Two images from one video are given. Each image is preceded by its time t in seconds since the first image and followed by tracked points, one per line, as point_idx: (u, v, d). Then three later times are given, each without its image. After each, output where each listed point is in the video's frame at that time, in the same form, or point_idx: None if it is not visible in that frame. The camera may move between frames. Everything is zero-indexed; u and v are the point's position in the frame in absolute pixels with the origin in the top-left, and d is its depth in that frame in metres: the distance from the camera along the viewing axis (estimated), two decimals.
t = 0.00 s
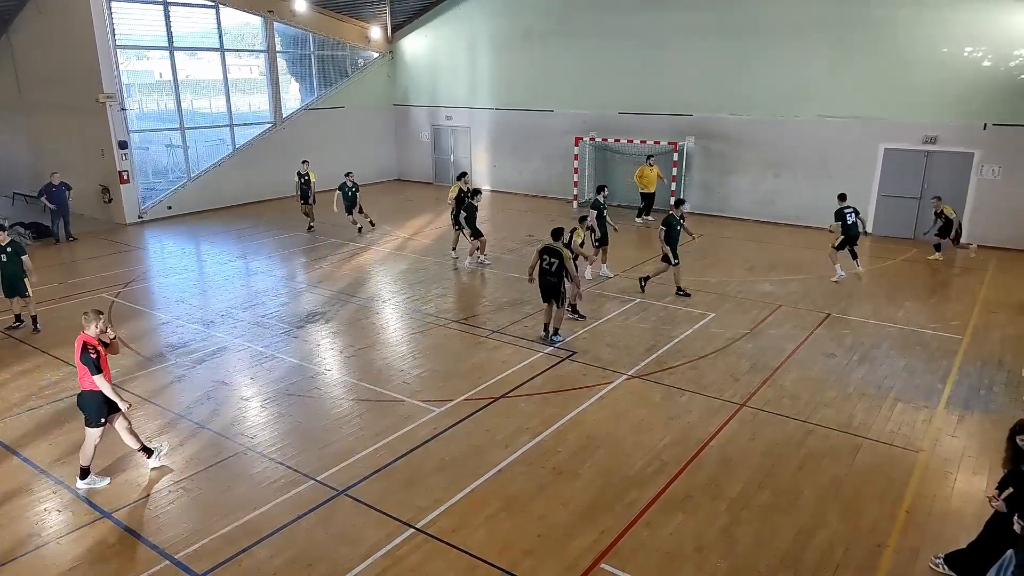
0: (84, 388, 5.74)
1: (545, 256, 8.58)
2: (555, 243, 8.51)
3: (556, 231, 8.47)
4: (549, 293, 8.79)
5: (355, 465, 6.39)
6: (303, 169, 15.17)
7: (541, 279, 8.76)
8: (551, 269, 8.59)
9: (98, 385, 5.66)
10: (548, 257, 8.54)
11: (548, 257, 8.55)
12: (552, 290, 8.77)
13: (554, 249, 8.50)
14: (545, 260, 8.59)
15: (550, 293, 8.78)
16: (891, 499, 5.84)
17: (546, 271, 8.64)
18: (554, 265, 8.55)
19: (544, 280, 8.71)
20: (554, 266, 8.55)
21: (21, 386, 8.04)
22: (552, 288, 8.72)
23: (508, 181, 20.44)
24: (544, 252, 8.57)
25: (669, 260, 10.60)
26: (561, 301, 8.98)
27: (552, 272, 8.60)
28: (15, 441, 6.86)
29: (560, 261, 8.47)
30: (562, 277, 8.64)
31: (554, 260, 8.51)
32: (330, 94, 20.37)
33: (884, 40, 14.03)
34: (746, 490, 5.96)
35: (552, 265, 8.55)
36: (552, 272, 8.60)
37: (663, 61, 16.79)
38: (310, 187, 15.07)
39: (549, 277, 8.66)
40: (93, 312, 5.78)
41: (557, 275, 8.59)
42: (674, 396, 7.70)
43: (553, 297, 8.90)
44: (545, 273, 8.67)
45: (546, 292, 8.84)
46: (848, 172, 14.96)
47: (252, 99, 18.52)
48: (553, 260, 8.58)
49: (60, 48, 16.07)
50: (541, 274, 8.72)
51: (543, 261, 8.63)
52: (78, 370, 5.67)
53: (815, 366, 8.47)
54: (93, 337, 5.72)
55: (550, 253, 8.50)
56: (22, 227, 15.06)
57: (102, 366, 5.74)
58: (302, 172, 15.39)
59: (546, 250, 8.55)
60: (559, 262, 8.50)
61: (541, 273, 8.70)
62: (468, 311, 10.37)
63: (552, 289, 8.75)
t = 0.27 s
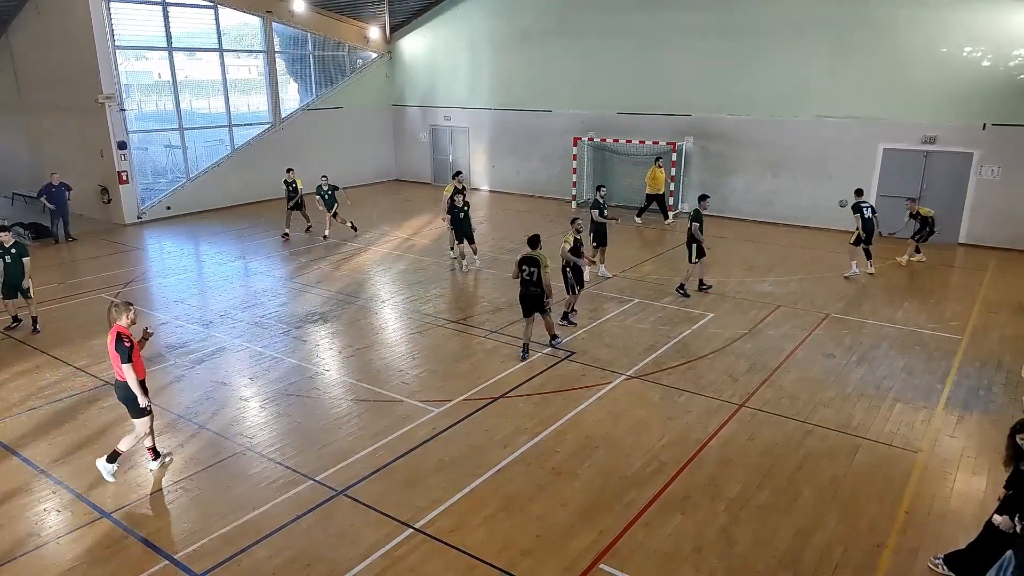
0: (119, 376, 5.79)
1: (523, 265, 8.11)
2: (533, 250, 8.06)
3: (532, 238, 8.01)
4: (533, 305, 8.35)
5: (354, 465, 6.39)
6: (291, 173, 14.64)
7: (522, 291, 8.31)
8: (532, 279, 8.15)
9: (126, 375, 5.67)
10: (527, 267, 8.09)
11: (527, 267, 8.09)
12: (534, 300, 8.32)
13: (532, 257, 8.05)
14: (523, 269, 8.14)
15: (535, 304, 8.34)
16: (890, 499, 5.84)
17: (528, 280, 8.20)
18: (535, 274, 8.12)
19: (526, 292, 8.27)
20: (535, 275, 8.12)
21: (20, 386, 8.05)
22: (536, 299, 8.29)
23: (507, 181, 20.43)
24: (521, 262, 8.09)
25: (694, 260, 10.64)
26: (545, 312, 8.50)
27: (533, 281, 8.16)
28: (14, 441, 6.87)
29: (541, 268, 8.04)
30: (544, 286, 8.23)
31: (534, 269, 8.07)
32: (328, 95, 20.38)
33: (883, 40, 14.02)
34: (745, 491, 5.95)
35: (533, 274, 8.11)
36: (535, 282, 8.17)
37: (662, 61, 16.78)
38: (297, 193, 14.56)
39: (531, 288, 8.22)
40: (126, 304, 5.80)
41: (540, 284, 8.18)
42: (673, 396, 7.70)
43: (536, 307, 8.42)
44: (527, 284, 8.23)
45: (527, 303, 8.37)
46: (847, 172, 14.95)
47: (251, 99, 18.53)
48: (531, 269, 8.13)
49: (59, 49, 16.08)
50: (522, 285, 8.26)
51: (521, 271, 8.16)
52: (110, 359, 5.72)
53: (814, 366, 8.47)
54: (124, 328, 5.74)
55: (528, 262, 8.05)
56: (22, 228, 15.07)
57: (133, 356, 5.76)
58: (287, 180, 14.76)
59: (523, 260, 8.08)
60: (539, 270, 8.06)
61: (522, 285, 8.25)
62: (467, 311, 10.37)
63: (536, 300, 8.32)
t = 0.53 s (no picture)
0: (151, 366, 5.95)
1: (505, 270, 7.74)
2: (516, 254, 7.67)
3: (514, 241, 7.59)
4: (513, 313, 7.84)
5: (353, 465, 6.39)
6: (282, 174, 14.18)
7: (503, 298, 7.85)
8: (513, 285, 7.71)
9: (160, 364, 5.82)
10: (509, 271, 7.70)
11: (508, 271, 7.71)
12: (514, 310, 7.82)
13: (516, 261, 7.68)
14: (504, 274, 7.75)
15: (515, 312, 7.82)
16: (890, 500, 5.84)
17: (508, 287, 7.77)
18: (516, 279, 7.68)
19: (506, 299, 7.80)
20: (517, 281, 7.69)
21: (20, 387, 8.05)
22: (516, 307, 7.78)
23: (506, 182, 20.43)
24: (503, 266, 7.76)
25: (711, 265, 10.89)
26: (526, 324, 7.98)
27: (516, 287, 7.71)
28: (14, 441, 6.87)
29: (523, 273, 7.64)
30: (525, 293, 7.76)
31: (516, 273, 7.66)
32: (328, 95, 20.39)
33: (882, 40, 14.02)
34: (744, 491, 5.96)
35: (515, 279, 7.69)
36: (515, 288, 7.71)
37: (661, 61, 16.78)
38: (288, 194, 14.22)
39: (511, 294, 7.76)
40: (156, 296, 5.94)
41: (521, 290, 7.71)
42: (672, 396, 7.71)
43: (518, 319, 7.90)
44: (508, 291, 7.79)
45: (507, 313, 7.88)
46: (846, 173, 14.96)
47: (250, 100, 18.54)
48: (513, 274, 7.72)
49: (59, 49, 16.09)
50: (503, 292, 7.82)
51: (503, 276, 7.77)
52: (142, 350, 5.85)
53: (813, 366, 8.47)
54: (157, 319, 5.89)
55: (511, 266, 7.68)
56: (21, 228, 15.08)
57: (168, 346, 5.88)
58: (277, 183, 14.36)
59: (505, 264, 7.73)
60: (522, 275, 7.66)
61: (503, 292, 7.82)
62: (466, 312, 10.38)
63: (517, 308, 7.81)
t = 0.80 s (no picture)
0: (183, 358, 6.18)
1: (488, 283, 7.28)
2: (501, 268, 7.22)
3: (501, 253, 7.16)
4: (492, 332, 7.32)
5: (353, 465, 6.39)
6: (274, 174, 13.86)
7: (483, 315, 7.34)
8: (495, 301, 7.23)
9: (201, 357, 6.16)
10: (492, 285, 7.24)
11: (491, 285, 7.25)
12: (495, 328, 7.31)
13: (500, 275, 7.23)
14: (487, 288, 7.28)
15: (495, 331, 7.31)
16: (889, 500, 5.85)
17: (490, 303, 7.27)
18: (499, 295, 7.21)
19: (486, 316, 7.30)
20: (499, 296, 7.21)
21: (19, 386, 8.05)
22: (496, 326, 7.27)
23: (506, 182, 20.44)
24: (486, 280, 7.30)
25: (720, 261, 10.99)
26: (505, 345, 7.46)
27: (498, 303, 7.22)
28: (13, 441, 6.87)
29: (507, 289, 7.18)
30: (507, 311, 7.26)
31: (500, 288, 7.20)
32: (327, 95, 20.39)
33: (881, 41, 14.02)
34: (744, 491, 5.96)
35: (497, 295, 7.21)
36: (496, 305, 7.22)
37: (660, 62, 16.78)
38: (281, 194, 13.81)
39: (492, 312, 7.26)
40: (187, 293, 6.21)
41: (502, 307, 7.21)
42: (672, 396, 7.71)
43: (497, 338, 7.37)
44: (488, 308, 7.29)
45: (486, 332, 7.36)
46: (845, 173, 14.96)
47: (249, 100, 18.54)
48: (497, 289, 7.25)
49: (58, 49, 16.09)
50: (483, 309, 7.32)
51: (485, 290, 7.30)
52: (181, 344, 6.13)
53: (813, 367, 8.47)
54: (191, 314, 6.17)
55: (494, 280, 7.23)
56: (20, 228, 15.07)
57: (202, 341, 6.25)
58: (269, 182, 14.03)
59: (489, 278, 7.27)
60: (506, 291, 7.19)
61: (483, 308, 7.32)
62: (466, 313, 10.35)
63: (496, 327, 7.30)
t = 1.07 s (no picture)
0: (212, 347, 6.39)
1: (473, 290, 6.96)
2: (485, 274, 6.88)
3: (482, 259, 6.80)
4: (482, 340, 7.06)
5: (353, 466, 6.39)
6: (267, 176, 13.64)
7: (472, 324, 7.04)
8: (483, 308, 6.95)
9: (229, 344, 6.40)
10: (478, 292, 6.92)
11: (477, 292, 6.93)
12: (483, 336, 7.05)
13: (485, 282, 6.89)
14: (472, 296, 6.97)
15: (486, 338, 7.05)
16: (889, 500, 5.85)
17: (478, 311, 6.98)
18: (486, 302, 6.91)
19: (475, 324, 7.01)
20: (487, 303, 6.92)
21: (19, 388, 8.05)
22: (487, 334, 7.01)
23: (505, 182, 20.44)
24: (470, 287, 6.96)
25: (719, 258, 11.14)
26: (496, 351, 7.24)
27: (485, 312, 6.94)
28: (13, 442, 6.87)
29: (494, 295, 6.86)
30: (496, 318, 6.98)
31: (487, 295, 6.89)
32: (327, 96, 20.39)
33: (881, 41, 14.02)
34: (743, 491, 5.96)
35: (485, 302, 6.92)
36: (486, 312, 6.93)
37: (660, 62, 16.78)
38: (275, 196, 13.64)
39: (482, 319, 6.98)
40: (213, 284, 6.49)
41: (492, 315, 6.94)
42: (672, 397, 7.71)
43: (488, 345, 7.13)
44: (476, 316, 7.00)
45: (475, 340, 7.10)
46: (845, 173, 14.96)
47: (249, 101, 18.55)
48: (483, 296, 6.94)
49: (58, 50, 16.09)
50: (472, 317, 7.02)
51: (471, 298, 6.98)
52: (208, 333, 6.36)
53: (813, 367, 8.47)
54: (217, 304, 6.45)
55: (479, 287, 6.89)
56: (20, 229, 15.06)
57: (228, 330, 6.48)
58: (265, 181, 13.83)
59: (473, 284, 6.93)
60: (493, 297, 6.88)
61: (471, 316, 7.02)
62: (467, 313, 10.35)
63: (487, 334, 7.05)
